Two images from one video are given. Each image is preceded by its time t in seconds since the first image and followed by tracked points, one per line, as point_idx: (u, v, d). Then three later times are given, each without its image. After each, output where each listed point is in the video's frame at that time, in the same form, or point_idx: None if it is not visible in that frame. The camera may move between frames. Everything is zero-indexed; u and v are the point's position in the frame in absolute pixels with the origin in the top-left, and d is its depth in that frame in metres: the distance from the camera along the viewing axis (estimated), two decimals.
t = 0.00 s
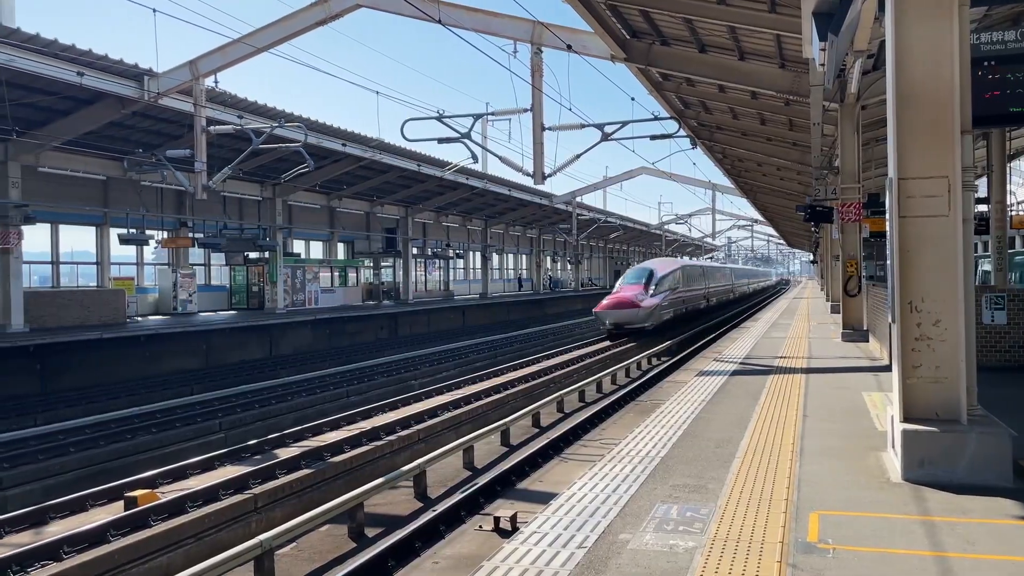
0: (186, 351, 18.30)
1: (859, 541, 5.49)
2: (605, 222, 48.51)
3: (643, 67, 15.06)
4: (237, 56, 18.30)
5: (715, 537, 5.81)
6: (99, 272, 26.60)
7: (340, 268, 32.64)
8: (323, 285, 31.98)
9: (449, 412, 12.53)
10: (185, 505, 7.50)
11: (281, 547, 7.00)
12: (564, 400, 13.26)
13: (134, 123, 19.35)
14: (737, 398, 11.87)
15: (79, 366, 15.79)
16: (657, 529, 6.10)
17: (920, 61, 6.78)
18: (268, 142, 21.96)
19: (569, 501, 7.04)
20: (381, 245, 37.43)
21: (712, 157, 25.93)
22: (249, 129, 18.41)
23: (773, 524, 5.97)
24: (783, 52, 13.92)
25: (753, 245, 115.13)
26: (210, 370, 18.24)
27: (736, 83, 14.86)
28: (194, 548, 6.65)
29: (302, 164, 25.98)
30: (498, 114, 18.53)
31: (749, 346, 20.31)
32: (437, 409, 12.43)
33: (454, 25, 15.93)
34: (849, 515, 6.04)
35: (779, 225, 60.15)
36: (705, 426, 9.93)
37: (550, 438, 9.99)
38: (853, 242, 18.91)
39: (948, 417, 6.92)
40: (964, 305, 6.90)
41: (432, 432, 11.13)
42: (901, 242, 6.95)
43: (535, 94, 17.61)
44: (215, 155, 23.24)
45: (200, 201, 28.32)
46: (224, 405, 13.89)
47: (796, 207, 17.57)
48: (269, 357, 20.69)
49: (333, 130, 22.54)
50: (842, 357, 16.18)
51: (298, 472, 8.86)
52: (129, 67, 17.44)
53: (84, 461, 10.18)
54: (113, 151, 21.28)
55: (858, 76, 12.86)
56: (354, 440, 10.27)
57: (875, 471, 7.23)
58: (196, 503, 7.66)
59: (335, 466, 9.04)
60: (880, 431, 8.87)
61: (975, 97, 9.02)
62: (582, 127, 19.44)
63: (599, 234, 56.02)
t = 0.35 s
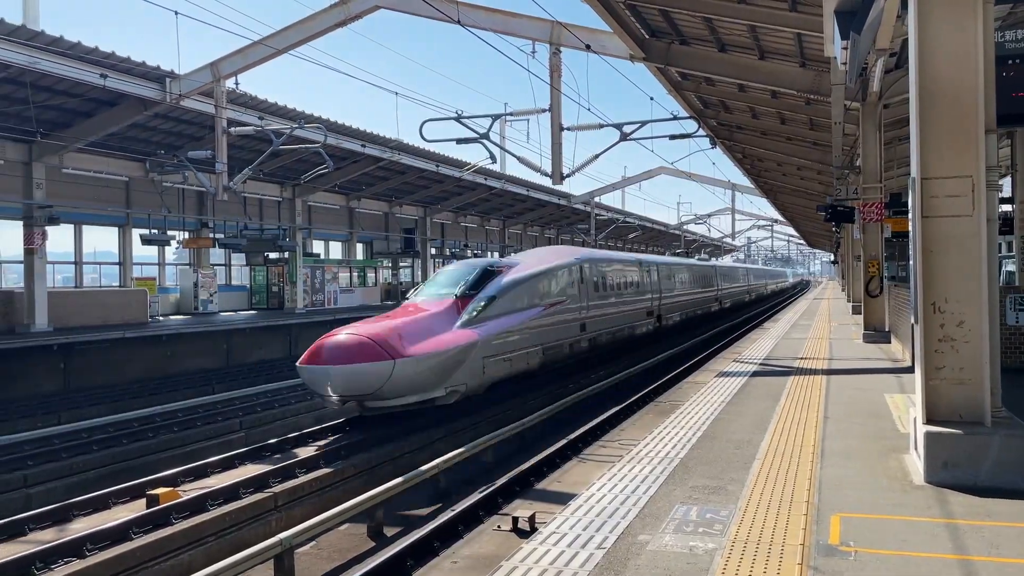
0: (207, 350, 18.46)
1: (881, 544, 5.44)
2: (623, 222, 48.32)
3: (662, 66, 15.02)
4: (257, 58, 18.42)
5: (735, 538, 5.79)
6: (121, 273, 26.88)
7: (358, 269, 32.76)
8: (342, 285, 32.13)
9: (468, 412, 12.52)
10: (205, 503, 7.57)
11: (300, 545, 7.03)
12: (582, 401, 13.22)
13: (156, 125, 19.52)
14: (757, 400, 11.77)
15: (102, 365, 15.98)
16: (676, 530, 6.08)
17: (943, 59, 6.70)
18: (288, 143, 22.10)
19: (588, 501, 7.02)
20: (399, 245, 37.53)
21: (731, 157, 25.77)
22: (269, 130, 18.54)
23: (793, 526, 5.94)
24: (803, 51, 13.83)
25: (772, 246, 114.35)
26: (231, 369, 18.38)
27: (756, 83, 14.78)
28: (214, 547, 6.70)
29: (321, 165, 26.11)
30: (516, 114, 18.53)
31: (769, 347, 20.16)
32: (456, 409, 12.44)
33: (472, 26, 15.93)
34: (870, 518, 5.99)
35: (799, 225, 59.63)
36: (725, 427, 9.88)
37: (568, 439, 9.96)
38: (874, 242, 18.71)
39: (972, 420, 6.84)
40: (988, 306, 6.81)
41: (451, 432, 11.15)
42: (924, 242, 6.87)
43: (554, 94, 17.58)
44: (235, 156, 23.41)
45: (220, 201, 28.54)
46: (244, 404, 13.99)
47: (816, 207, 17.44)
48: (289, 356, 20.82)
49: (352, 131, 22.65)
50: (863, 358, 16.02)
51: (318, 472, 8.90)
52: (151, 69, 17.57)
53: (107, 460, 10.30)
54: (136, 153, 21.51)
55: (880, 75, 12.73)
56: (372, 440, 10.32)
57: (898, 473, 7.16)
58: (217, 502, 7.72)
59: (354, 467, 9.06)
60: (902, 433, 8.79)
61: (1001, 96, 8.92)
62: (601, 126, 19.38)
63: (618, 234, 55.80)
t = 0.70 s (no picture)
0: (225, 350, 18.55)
1: (901, 546, 5.40)
2: (639, 222, 48.11)
3: (679, 65, 14.95)
4: (276, 60, 18.49)
5: (753, 541, 5.76)
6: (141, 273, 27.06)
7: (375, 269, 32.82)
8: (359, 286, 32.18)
9: (483, 412, 12.52)
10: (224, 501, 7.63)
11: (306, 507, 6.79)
12: (598, 402, 13.19)
13: (176, 127, 19.63)
14: (775, 401, 11.69)
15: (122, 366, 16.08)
16: (694, 532, 6.06)
17: (964, 58, 6.63)
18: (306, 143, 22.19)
19: (604, 502, 7.02)
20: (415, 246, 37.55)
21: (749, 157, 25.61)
22: (287, 131, 18.63)
23: (812, 529, 5.90)
24: (823, 51, 13.73)
25: (790, 246, 113.49)
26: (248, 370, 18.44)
27: (774, 82, 14.68)
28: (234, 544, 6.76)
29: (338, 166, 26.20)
30: (532, 115, 18.51)
31: (787, 349, 20.00)
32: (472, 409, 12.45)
33: (488, 27, 15.93)
34: (890, 520, 5.94)
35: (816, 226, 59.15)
36: (743, 429, 9.82)
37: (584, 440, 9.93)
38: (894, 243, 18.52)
39: (994, 422, 6.77)
40: (1011, 307, 6.74)
41: (466, 432, 11.20)
42: (945, 242, 6.80)
43: (570, 95, 17.55)
44: (253, 157, 23.53)
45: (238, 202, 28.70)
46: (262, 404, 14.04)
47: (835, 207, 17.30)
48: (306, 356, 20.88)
49: (369, 132, 22.75)
50: (883, 360, 15.86)
51: (335, 471, 8.94)
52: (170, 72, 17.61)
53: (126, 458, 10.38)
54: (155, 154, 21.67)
55: (900, 74, 12.61)
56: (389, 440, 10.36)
57: (918, 476, 7.10)
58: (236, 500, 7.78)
59: (371, 467, 9.10)
60: (921, 435, 8.71)
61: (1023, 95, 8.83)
62: (617, 127, 19.31)
63: (634, 235, 55.55)
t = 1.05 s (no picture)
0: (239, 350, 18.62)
1: (916, 550, 5.37)
2: (652, 223, 47.96)
3: (693, 66, 14.91)
4: (291, 61, 18.48)
5: (766, 543, 5.75)
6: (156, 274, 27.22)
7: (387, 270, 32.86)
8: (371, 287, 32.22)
9: (496, 413, 12.52)
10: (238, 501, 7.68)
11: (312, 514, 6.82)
12: (611, 404, 13.15)
13: (190, 130, 19.72)
14: (788, 404, 11.63)
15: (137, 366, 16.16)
16: (706, 534, 6.05)
17: (980, 58, 6.58)
18: (319, 145, 22.27)
19: (617, 504, 7.01)
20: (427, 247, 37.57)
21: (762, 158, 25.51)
22: (300, 133, 18.71)
23: (826, 532, 5.88)
24: (837, 51, 13.66)
25: (804, 247, 112.77)
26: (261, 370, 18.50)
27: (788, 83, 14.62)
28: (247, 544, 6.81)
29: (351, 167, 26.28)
30: (545, 116, 18.52)
31: (801, 350, 19.90)
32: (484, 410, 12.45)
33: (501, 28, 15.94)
34: (905, 523, 5.91)
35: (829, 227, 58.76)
36: (757, 431, 9.79)
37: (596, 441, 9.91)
38: (909, 244, 18.38)
39: (1010, 425, 6.72)
40: None
41: (478, 433, 11.21)
42: (961, 244, 6.75)
43: (583, 96, 17.55)
44: (267, 159, 23.63)
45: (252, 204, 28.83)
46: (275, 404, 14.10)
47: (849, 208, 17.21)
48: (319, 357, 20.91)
49: (382, 134, 22.81)
50: (898, 362, 15.75)
51: (348, 472, 8.98)
52: (184, 74, 17.49)
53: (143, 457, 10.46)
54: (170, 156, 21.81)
55: (915, 74, 12.53)
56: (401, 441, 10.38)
57: (934, 479, 7.06)
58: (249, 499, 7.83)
59: (384, 467, 9.13)
60: (937, 438, 8.65)
61: None
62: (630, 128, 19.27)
63: (647, 236, 55.36)
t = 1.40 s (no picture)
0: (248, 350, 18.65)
1: (925, 553, 5.34)
2: (660, 225, 47.81)
3: (701, 67, 14.88)
4: (299, 63, 18.57)
5: (775, 546, 5.73)
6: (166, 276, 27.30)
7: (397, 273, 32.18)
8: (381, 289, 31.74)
9: (504, 414, 12.51)
10: (247, 502, 7.68)
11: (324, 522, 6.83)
12: (620, 406, 13.13)
13: (200, 132, 19.73)
14: (798, 406, 11.58)
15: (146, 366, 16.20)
16: (715, 537, 6.04)
17: (993, 57, 6.53)
18: (328, 147, 22.31)
19: (625, 506, 7.00)
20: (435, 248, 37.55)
21: (771, 159, 25.43)
22: (309, 135, 18.75)
23: (835, 535, 5.86)
24: (846, 51, 13.60)
25: (813, 250, 112.23)
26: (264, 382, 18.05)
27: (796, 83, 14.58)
28: (255, 544, 6.81)
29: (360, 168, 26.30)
30: (553, 117, 18.51)
31: (810, 352, 19.83)
32: (493, 411, 12.44)
33: (509, 30, 15.93)
34: (914, 526, 5.89)
35: (840, 228, 58.40)
36: (766, 433, 9.75)
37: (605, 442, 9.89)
38: (919, 246, 18.27)
39: (1020, 427, 6.68)
40: None
41: (486, 434, 11.21)
42: (972, 245, 6.71)
43: (591, 97, 17.55)
44: (276, 160, 23.70)
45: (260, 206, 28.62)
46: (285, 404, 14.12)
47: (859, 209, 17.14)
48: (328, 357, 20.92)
49: (391, 135, 22.86)
50: (908, 364, 15.67)
51: (356, 473, 8.98)
52: (194, 76, 17.49)
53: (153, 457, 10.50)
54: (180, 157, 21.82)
55: (925, 75, 12.46)
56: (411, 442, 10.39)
57: (944, 482, 7.02)
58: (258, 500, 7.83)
59: (393, 468, 9.14)
60: (947, 440, 8.61)
61: None
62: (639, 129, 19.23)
63: (655, 238, 55.21)
